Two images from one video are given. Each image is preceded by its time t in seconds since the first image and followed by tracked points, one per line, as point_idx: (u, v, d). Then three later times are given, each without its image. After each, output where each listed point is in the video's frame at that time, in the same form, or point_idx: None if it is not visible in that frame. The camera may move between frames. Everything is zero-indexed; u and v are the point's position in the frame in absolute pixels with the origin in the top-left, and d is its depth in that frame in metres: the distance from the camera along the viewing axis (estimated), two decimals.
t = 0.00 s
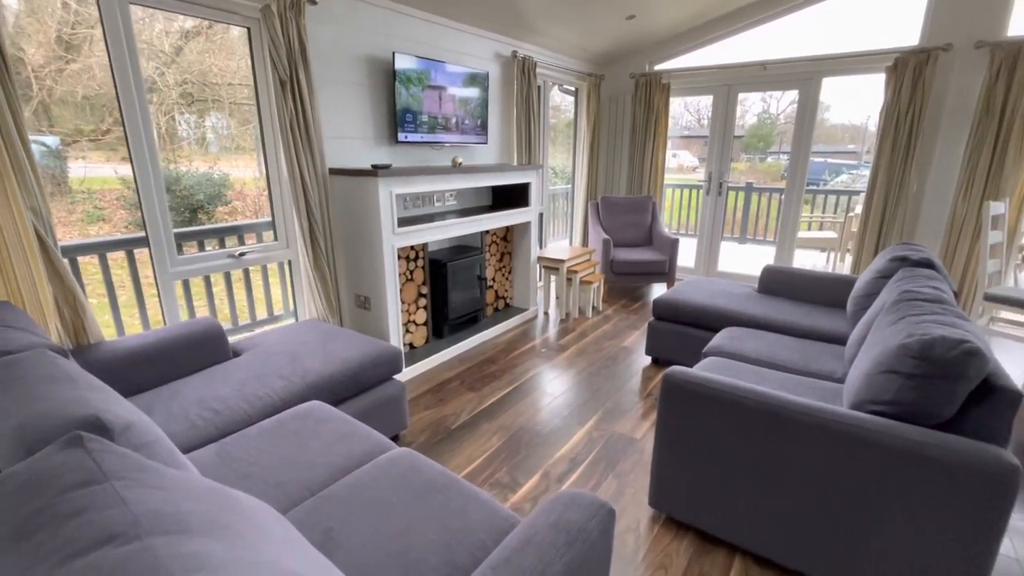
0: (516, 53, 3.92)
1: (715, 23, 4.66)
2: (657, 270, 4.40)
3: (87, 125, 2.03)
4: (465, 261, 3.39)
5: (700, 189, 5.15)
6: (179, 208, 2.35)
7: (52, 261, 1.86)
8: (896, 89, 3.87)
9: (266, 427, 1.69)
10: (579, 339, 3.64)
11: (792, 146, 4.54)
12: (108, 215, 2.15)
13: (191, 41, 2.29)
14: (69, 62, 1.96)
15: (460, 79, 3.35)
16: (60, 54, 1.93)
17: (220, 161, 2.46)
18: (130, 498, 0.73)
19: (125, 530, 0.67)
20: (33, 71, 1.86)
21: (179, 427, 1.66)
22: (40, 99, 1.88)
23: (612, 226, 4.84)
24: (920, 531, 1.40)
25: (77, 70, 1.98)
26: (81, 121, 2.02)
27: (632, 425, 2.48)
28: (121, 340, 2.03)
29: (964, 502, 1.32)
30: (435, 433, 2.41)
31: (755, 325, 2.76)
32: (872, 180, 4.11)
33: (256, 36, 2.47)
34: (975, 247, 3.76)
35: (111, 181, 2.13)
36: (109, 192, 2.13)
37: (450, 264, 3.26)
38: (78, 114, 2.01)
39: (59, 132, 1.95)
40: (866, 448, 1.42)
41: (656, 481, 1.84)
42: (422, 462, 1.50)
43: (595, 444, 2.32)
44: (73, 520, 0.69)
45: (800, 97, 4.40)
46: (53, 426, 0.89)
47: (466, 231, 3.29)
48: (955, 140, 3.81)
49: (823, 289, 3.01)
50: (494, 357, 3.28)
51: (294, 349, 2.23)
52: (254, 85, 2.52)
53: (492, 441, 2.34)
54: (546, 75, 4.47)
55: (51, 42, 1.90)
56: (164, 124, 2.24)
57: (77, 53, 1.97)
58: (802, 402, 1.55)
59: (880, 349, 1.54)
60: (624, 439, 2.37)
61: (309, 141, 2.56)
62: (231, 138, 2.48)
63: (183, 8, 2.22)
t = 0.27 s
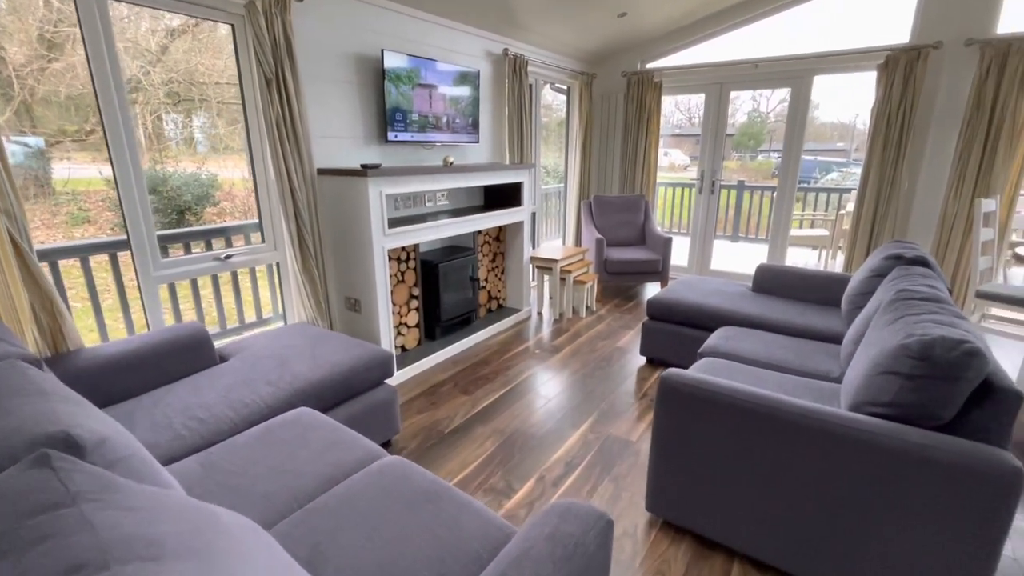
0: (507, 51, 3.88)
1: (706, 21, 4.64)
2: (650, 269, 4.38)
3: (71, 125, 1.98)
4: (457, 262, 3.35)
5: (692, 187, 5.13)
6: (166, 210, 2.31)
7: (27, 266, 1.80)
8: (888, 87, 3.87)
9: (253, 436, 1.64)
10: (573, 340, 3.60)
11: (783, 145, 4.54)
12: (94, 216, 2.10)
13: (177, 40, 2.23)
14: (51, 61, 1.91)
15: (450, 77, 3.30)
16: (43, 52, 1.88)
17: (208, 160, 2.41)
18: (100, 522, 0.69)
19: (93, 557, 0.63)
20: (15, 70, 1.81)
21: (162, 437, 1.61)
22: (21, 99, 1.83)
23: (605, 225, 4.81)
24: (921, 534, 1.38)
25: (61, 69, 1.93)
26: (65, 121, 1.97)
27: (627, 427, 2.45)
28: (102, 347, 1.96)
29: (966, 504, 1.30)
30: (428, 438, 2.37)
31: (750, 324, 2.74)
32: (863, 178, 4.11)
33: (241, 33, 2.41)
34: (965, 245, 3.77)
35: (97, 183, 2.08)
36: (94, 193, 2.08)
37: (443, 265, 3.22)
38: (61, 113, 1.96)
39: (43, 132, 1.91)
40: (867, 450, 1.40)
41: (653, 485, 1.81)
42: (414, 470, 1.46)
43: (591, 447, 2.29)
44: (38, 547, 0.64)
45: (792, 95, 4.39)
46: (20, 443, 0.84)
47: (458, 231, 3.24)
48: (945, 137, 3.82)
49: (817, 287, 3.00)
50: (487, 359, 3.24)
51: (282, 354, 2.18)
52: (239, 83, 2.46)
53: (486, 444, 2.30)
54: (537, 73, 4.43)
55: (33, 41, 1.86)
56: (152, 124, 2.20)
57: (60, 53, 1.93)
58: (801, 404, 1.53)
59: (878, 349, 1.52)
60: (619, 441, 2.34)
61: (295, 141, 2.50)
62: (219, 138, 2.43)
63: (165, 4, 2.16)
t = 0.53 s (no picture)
0: (499, 49, 3.81)
1: (699, 19, 4.60)
2: (645, 270, 4.34)
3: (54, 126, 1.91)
4: (450, 265, 3.28)
5: (686, 187, 5.09)
6: (152, 212, 2.24)
7: None
8: (882, 85, 3.85)
9: (237, 453, 1.56)
10: (569, 343, 3.54)
11: (777, 143, 4.51)
12: (78, 220, 2.03)
13: (163, 39, 2.16)
14: (32, 60, 1.84)
15: (441, 76, 3.23)
16: (24, 51, 1.82)
17: (196, 163, 2.34)
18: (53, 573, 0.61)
19: None
20: None
21: (140, 456, 1.53)
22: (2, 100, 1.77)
23: (599, 226, 4.76)
24: (936, 549, 1.32)
25: (43, 70, 1.87)
26: (48, 122, 1.91)
27: (626, 434, 2.40)
28: (76, 360, 1.87)
29: (982, 519, 1.25)
30: (422, 448, 2.30)
31: (749, 327, 2.69)
32: (859, 177, 4.08)
33: (224, 30, 2.33)
34: (961, 243, 3.76)
35: (82, 185, 2.02)
36: (79, 196, 2.02)
37: (435, 269, 3.14)
38: (42, 113, 1.88)
39: (24, 134, 1.84)
40: (878, 462, 1.35)
41: (655, 497, 1.76)
42: (407, 489, 1.39)
43: (589, 455, 2.23)
44: None
45: (786, 93, 4.36)
46: None
47: (451, 234, 3.17)
48: (940, 135, 3.81)
49: (816, 288, 2.96)
50: (482, 364, 3.18)
51: (269, 364, 2.10)
52: (222, 83, 2.37)
53: (481, 454, 2.23)
54: (529, 72, 4.36)
55: (13, 40, 1.79)
56: (137, 125, 2.14)
57: (41, 52, 1.86)
58: (808, 413, 1.47)
59: (886, 356, 1.47)
60: (619, 449, 2.28)
61: (282, 142, 2.42)
62: (205, 140, 2.36)
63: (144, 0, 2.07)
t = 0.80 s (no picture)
0: (493, 47, 3.73)
1: (696, 16, 4.55)
2: (644, 271, 4.28)
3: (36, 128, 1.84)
4: (446, 267, 3.20)
5: (683, 186, 5.04)
6: (140, 215, 2.16)
7: None
8: (882, 82, 3.80)
9: (223, 471, 1.48)
10: (567, 347, 3.47)
11: (775, 142, 4.46)
12: (64, 224, 1.97)
13: (150, 38, 2.09)
14: (15, 61, 1.78)
15: (435, 75, 3.15)
16: (5, 51, 1.75)
17: (186, 164, 2.27)
18: None
19: None
20: None
21: (120, 476, 1.44)
22: None
23: (596, 226, 4.69)
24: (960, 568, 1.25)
25: (25, 70, 1.80)
26: (31, 123, 1.84)
27: (628, 441, 2.33)
28: (50, 373, 1.78)
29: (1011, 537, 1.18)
30: (418, 459, 2.22)
31: (753, 330, 2.64)
32: (858, 175, 4.04)
33: (208, 26, 2.22)
34: (963, 241, 3.72)
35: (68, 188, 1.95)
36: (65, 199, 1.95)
37: (431, 272, 3.06)
38: (22, 114, 1.81)
39: (8, 136, 1.78)
40: (898, 475, 1.28)
41: (662, 511, 1.69)
42: (403, 510, 1.31)
43: (591, 465, 2.16)
44: None
45: (785, 90, 4.31)
46: None
47: (446, 236, 3.09)
48: (939, 133, 3.77)
49: (819, 289, 2.90)
50: (479, 369, 3.10)
51: (259, 374, 2.01)
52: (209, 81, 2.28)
53: (480, 465, 2.15)
54: (524, 70, 4.29)
55: None
56: (124, 126, 2.06)
57: (24, 52, 1.79)
58: (823, 423, 1.41)
59: (903, 363, 1.41)
60: (621, 457, 2.21)
61: (270, 143, 2.33)
62: (195, 141, 2.28)
63: None
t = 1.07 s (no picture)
0: (490, 45, 3.67)
1: (695, 14, 4.50)
2: (644, 272, 4.23)
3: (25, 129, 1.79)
4: (443, 270, 3.14)
5: (682, 185, 4.99)
6: (133, 216, 2.11)
7: None
8: (883, 79, 3.76)
9: (210, 486, 1.41)
10: (567, 349, 3.42)
11: (775, 140, 4.42)
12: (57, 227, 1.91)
13: (143, 38, 2.03)
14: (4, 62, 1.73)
15: (432, 73, 3.09)
16: None
17: (182, 164, 2.22)
18: None
19: None
20: None
21: (103, 493, 1.37)
22: None
23: (596, 226, 4.64)
24: None
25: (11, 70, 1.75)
26: (18, 125, 1.78)
27: (631, 447, 2.28)
28: (34, 383, 1.71)
29: None
30: (415, 468, 2.16)
31: (757, 332, 2.58)
32: (860, 173, 4.00)
33: (198, 24, 2.16)
34: (966, 240, 3.69)
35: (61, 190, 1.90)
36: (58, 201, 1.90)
37: (428, 274, 3.00)
38: (10, 115, 1.76)
39: None
40: (917, 487, 1.21)
41: (668, 523, 1.62)
42: (398, 527, 1.25)
43: (594, 472, 2.10)
44: None
45: (785, 88, 4.26)
46: None
47: (443, 237, 3.03)
48: (941, 131, 3.74)
49: (824, 290, 2.86)
50: (477, 373, 3.04)
51: (250, 382, 1.95)
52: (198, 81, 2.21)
53: (479, 473, 2.09)
54: (521, 69, 4.23)
55: None
56: (116, 126, 2.01)
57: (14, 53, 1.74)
58: (837, 432, 1.34)
59: (920, 369, 1.36)
60: (624, 464, 2.16)
61: (262, 143, 2.27)
62: (188, 142, 2.22)
63: None
